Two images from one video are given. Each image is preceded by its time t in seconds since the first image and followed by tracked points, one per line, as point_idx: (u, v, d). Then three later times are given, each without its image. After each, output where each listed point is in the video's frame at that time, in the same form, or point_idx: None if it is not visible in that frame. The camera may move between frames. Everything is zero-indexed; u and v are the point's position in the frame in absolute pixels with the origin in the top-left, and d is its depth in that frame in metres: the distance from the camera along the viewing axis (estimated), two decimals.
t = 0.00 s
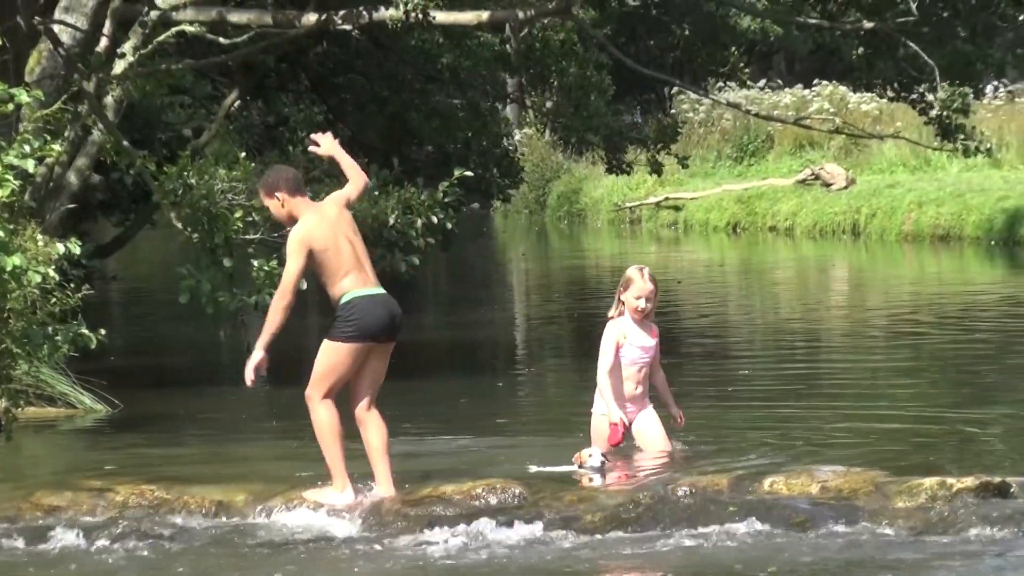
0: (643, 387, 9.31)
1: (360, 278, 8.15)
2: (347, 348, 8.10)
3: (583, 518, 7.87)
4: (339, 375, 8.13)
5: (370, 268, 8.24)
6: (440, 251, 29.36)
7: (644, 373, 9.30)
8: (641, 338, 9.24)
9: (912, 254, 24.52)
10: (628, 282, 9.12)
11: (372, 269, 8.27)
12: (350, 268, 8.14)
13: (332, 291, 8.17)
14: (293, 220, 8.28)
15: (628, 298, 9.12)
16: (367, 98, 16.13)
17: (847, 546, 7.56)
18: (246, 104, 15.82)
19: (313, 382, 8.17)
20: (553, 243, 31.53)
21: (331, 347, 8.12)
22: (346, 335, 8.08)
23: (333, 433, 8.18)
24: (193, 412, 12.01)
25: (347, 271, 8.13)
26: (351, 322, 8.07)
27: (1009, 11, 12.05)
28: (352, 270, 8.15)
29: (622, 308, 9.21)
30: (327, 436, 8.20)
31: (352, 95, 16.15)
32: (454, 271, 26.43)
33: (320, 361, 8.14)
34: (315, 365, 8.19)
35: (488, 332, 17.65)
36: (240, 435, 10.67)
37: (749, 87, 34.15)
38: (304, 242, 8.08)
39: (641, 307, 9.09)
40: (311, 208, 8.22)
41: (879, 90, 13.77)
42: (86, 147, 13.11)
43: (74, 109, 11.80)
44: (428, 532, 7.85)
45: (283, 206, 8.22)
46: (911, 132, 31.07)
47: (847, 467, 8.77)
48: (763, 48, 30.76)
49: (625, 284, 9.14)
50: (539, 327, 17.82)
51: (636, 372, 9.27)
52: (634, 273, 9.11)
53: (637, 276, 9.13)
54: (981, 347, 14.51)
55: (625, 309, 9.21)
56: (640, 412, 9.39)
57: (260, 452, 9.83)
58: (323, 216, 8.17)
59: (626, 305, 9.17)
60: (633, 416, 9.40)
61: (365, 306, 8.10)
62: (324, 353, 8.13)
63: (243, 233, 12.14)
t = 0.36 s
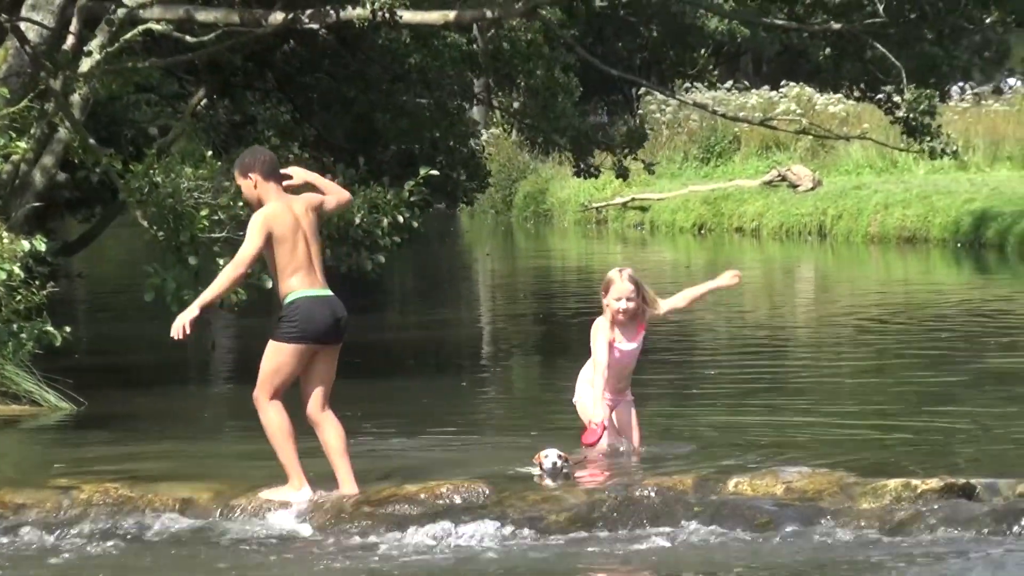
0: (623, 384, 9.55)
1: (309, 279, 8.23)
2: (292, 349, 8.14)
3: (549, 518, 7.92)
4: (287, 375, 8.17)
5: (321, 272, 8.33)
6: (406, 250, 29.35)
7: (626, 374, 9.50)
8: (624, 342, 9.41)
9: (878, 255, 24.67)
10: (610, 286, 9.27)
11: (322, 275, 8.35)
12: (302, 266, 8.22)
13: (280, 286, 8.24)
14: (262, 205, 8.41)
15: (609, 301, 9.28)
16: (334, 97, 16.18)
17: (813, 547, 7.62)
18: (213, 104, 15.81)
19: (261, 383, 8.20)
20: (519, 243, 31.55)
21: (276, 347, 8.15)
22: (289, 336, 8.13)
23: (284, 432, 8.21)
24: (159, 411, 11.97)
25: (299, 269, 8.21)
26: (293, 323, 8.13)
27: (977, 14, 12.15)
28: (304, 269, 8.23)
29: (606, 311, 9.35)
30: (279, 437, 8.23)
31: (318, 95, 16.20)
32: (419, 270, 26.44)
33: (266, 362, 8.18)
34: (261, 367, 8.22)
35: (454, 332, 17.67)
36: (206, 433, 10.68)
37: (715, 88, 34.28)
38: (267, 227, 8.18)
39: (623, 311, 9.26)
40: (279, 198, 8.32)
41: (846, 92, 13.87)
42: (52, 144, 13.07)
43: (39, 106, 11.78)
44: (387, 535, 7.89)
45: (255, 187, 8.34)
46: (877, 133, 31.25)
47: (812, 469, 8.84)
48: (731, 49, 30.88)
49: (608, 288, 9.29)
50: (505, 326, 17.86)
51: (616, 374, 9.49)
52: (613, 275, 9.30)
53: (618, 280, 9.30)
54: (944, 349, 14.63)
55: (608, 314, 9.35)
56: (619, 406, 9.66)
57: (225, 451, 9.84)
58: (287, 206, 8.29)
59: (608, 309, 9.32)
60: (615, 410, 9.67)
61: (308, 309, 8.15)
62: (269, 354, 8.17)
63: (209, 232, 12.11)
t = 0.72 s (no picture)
0: (580, 383, 9.64)
1: (257, 269, 8.24)
2: (243, 340, 8.16)
3: (514, 519, 7.93)
4: (250, 371, 8.21)
5: (270, 262, 8.33)
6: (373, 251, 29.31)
7: (579, 372, 9.60)
8: (564, 342, 9.55)
9: (844, 257, 24.77)
10: (544, 288, 9.37)
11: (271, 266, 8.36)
12: (251, 257, 8.24)
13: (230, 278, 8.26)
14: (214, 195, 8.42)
15: (546, 303, 9.39)
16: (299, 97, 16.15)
17: (779, 549, 7.64)
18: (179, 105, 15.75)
19: (224, 382, 8.21)
20: (486, 244, 31.54)
21: (232, 342, 8.17)
22: (239, 327, 8.15)
23: (251, 430, 8.24)
24: (123, 411, 11.92)
25: (248, 259, 8.23)
26: (242, 313, 8.15)
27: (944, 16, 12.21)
28: (252, 260, 8.25)
29: (544, 314, 9.47)
30: (246, 435, 8.25)
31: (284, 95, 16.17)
32: (386, 272, 26.41)
33: (224, 359, 8.20)
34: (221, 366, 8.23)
35: (420, 333, 17.66)
36: (171, 433, 10.65)
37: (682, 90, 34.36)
38: (216, 218, 8.20)
39: (561, 311, 9.37)
40: (229, 188, 8.32)
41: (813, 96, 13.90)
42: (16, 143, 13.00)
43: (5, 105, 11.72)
44: (354, 536, 7.88)
45: (205, 177, 8.35)
46: (844, 135, 31.37)
47: (777, 470, 8.88)
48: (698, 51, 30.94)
49: (542, 290, 9.41)
50: (471, 327, 17.87)
51: (563, 372, 9.61)
52: (547, 276, 9.41)
53: (552, 281, 9.40)
54: (909, 351, 14.70)
55: (545, 315, 9.48)
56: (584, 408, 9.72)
57: (189, 450, 9.82)
58: (237, 196, 8.30)
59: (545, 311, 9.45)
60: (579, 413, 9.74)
61: (255, 299, 8.17)
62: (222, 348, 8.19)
63: (174, 231, 12.02)
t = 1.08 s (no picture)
0: (549, 372, 9.76)
1: (219, 256, 8.24)
2: (213, 326, 8.13)
3: (483, 514, 7.98)
4: (224, 363, 8.19)
5: (232, 248, 8.34)
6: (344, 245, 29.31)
7: (549, 361, 9.73)
8: (545, 329, 9.66)
9: (814, 253, 24.89)
10: (537, 272, 9.47)
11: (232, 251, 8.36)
12: (214, 243, 8.24)
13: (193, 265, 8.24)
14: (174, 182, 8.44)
15: (536, 287, 9.48)
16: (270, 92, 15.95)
17: (747, 543, 7.69)
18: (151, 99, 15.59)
19: (199, 373, 8.16)
20: (458, 238, 31.57)
21: (203, 331, 8.13)
22: (208, 314, 8.12)
23: (224, 423, 8.20)
24: (93, 403, 11.95)
25: (210, 245, 8.23)
26: (210, 300, 8.13)
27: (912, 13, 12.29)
28: (215, 246, 8.25)
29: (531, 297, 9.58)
30: (219, 427, 8.19)
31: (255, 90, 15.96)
32: (357, 265, 26.43)
33: (197, 349, 8.15)
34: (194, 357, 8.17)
35: (391, 327, 17.69)
36: (141, 426, 10.67)
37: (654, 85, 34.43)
38: (181, 204, 8.17)
39: (549, 298, 9.47)
40: (189, 174, 8.33)
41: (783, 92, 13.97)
42: None
43: None
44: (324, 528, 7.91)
45: (166, 165, 8.36)
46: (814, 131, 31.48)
47: (746, 465, 8.95)
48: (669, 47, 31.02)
49: (534, 274, 9.50)
50: (442, 321, 17.91)
51: (538, 359, 9.70)
52: (541, 261, 9.49)
53: (545, 266, 9.48)
54: (877, 347, 14.80)
55: (533, 299, 9.59)
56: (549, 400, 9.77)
57: (160, 442, 9.86)
58: (198, 182, 8.30)
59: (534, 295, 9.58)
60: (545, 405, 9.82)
61: (221, 284, 8.16)
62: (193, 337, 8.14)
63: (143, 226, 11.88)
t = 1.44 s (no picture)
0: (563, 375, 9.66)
1: (196, 247, 8.24)
2: (184, 317, 8.15)
3: (461, 505, 7.98)
4: (183, 349, 8.19)
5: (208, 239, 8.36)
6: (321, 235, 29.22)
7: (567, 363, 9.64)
8: (575, 326, 9.57)
9: (791, 243, 24.91)
10: (577, 271, 9.41)
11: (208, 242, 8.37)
12: (194, 233, 8.24)
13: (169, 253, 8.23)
14: (155, 169, 8.42)
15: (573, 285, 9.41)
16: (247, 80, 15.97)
17: (725, 533, 7.71)
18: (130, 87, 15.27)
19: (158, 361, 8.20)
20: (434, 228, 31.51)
21: (170, 321, 8.14)
22: (180, 305, 8.13)
23: (185, 408, 8.25)
24: (70, 394, 11.91)
25: (191, 235, 8.23)
26: (185, 290, 8.14)
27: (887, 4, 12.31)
28: (193, 237, 8.25)
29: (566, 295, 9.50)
30: (181, 412, 8.26)
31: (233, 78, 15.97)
32: (333, 256, 26.36)
33: (159, 338, 8.17)
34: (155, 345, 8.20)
35: (367, 317, 17.67)
36: (117, 416, 10.64)
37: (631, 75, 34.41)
38: (168, 191, 8.16)
39: (586, 298, 9.42)
40: (173, 162, 8.32)
41: (760, 83, 13.96)
42: None
43: None
44: (302, 514, 7.92)
45: (149, 152, 8.34)
46: (791, 121, 31.51)
47: (725, 455, 8.97)
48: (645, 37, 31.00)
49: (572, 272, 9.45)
50: (419, 312, 17.90)
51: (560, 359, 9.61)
52: (582, 261, 9.43)
53: (586, 267, 9.43)
54: (853, 337, 14.84)
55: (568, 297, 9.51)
56: (561, 400, 9.69)
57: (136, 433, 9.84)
58: (182, 170, 8.30)
59: (570, 293, 9.49)
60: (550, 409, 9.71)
61: (197, 276, 8.17)
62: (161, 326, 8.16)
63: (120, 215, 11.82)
